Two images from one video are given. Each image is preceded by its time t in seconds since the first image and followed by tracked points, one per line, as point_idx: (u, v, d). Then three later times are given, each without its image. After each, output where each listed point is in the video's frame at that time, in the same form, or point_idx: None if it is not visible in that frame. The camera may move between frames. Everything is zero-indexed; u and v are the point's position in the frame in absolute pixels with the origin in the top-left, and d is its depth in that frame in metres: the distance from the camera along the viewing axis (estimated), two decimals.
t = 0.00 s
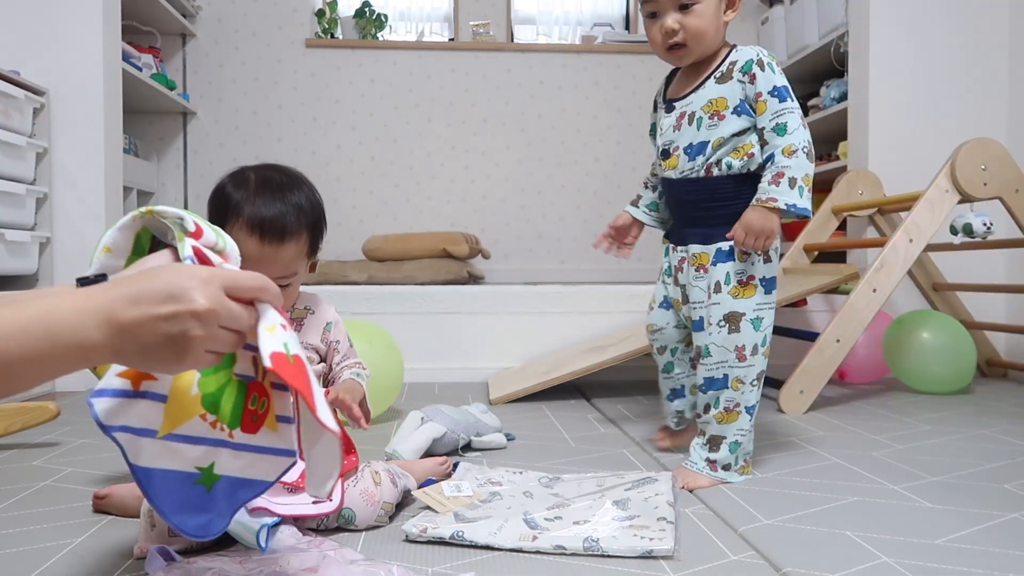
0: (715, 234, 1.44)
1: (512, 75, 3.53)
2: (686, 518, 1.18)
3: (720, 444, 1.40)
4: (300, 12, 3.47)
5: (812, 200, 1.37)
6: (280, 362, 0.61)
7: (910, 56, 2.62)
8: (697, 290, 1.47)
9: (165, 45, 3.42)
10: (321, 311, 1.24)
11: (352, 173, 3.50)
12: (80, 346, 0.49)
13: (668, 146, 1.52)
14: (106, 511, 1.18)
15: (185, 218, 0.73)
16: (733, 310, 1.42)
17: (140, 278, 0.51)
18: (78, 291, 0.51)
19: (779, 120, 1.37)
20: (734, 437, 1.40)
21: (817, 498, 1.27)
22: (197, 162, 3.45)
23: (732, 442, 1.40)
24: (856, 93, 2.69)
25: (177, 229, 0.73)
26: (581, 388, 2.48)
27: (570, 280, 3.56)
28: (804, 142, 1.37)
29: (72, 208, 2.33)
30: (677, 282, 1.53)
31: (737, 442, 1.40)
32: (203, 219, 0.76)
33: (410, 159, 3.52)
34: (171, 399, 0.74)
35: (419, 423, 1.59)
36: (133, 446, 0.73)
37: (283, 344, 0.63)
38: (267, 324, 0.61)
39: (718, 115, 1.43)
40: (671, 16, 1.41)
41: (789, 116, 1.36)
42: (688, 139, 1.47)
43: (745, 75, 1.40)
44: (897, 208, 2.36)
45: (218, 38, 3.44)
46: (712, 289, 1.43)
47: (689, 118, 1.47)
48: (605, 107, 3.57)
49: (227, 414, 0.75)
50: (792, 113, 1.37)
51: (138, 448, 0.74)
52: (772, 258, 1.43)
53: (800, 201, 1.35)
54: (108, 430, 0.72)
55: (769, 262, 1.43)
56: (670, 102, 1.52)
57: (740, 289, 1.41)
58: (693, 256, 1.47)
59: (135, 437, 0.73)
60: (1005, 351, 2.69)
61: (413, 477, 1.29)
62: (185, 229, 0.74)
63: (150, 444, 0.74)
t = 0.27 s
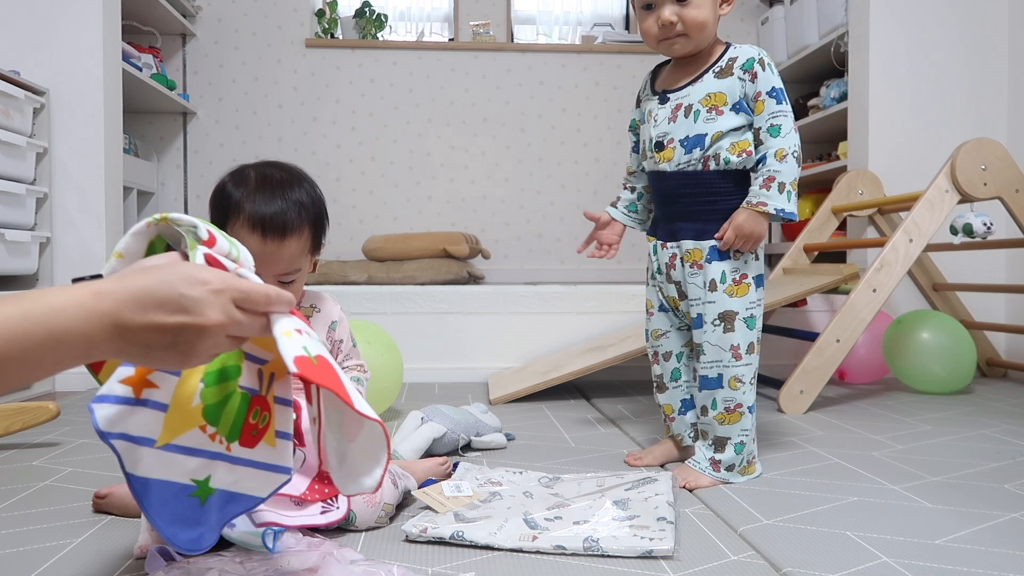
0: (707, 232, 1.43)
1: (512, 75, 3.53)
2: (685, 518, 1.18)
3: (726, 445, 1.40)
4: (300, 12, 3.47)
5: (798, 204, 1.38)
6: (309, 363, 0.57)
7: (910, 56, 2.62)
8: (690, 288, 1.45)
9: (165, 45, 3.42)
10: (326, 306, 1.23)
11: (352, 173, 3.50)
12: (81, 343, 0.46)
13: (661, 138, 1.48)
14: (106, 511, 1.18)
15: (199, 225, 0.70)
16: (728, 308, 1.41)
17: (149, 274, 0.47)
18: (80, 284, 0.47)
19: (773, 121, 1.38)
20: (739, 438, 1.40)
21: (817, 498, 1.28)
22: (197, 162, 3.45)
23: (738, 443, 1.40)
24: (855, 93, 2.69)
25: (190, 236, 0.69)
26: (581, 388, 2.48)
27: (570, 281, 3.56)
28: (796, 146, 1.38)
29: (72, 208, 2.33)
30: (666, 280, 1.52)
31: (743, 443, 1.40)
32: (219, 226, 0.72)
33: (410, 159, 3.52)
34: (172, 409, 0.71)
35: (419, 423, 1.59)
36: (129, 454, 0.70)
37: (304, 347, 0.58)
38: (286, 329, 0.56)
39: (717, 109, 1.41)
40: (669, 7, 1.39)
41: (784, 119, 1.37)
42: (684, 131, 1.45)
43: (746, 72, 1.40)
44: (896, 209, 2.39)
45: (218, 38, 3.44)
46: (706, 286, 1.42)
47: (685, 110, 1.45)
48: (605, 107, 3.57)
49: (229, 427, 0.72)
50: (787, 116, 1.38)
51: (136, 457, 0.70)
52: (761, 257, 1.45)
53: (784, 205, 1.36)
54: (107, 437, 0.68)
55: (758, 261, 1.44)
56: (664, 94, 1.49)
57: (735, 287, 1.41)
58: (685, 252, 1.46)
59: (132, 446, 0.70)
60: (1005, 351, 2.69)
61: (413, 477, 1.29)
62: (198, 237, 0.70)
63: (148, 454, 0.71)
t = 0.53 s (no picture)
0: (703, 231, 1.42)
1: (512, 75, 3.53)
2: (685, 518, 1.18)
3: (725, 445, 1.40)
4: (300, 12, 3.47)
5: (802, 202, 1.38)
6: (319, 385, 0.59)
7: (910, 56, 2.62)
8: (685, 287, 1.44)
9: (165, 45, 3.42)
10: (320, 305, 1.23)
11: (352, 173, 3.50)
12: (95, 348, 0.48)
13: (659, 135, 1.48)
14: (106, 511, 1.18)
15: (201, 229, 0.72)
16: (724, 309, 1.41)
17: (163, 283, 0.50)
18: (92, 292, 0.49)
19: (771, 121, 1.38)
20: (738, 438, 1.40)
21: (818, 498, 1.28)
22: (197, 162, 3.45)
23: (738, 443, 1.40)
24: (855, 93, 2.69)
25: (192, 239, 0.72)
26: (581, 388, 2.48)
27: (570, 281, 3.56)
28: (793, 147, 1.38)
29: (72, 208, 2.33)
30: (659, 278, 1.50)
31: (742, 443, 1.40)
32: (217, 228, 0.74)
33: (410, 159, 3.52)
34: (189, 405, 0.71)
35: (419, 423, 1.59)
36: (147, 451, 0.69)
37: (315, 368, 0.62)
38: (295, 350, 0.61)
39: (716, 107, 1.41)
40: (669, 7, 1.38)
41: (782, 118, 1.37)
42: (682, 128, 1.44)
43: (745, 72, 1.40)
44: (896, 209, 2.39)
45: (218, 38, 3.44)
46: (703, 286, 1.41)
47: (684, 107, 1.44)
48: (605, 107, 3.57)
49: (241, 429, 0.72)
50: (785, 117, 1.38)
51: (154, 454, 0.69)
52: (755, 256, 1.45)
53: (791, 203, 1.36)
54: (124, 432, 0.67)
55: (752, 261, 1.44)
56: (662, 91, 1.49)
57: (731, 288, 1.40)
58: (680, 251, 1.44)
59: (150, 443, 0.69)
60: (1006, 350, 2.68)
61: (413, 478, 1.29)
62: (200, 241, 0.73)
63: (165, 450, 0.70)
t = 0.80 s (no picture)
0: (703, 231, 1.42)
1: (512, 75, 3.53)
2: (685, 518, 1.18)
3: (726, 446, 1.40)
4: (300, 12, 3.47)
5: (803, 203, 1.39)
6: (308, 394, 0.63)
7: (910, 56, 2.62)
8: (686, 287, 1.44)
9: (165, 45, 3.42)
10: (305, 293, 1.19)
11: (351, 173, 3.50)
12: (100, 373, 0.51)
13: (662, 133, 1.47)
14: (106, 511, 1.18)
15: (166, 221, 0.72)
16: (725, 309, 1.41)
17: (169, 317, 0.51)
18: (99, 318, 0.50)
19: (775, 121, 1.39)
20: (738, 439, 1.40)
21: (817, 498, 1.28)
22: (197, 162, 3.45)
23: (738, 444, 1.40)
24: (855, 93, 2.69)
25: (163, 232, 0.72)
26: (581, 388, 2.48)
27: (570, 281, 3.56)
28: (795, 148, 1.39)
29: (72, 208, 2.33)
30: (660, 277, 1.50)
31: (742, 443, 1.40)
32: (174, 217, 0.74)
33: (410, 159, 3.52)
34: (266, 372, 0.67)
35: (419, 423, 1.59)
36: (266, 427, 0.68)
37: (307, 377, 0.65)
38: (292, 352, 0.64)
39: (719, 107, 1.41)
40: (674, 5, 1.38)
41: (786, 119, 1.38)
42: (686, 127, 1.44)
43: (749, 71, 1.40)
44: (896, 209, 2.39)
45: (218, 38, 3.44)
46: (704, 286, 1.41)
47: (688, 106, 1.44)
48: (605, 107, 3.57)
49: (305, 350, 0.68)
50: (789, 118, 1.38)
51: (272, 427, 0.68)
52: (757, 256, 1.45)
53: (793, 204, 1.37)
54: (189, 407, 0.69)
55: (753, 261, 1.44)
56: (666, 89, 1.48)
57: (732, 288, 1.40)
58: (680, 251, 1.44)
59: (260, 421, 0.68)
60: (1006, 350, 2.68)
61: (413, 478, 1.29)
62: (167, 232, 0.72)
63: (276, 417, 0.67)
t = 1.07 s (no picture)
0: (701, 231, 1.42)
1: (512, 75, 3.53)
2: (685, 518, 1.18)
3: (725, 446, 1.40)
4: (300, 12, 3.47)
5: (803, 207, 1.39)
6: (300, 414, 0.68)
7: (910, 56, 2.63)
8: (683, 287, 1.44)
9: (165, 45, 3.42)
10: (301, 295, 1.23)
11: (351, 173, 3.50)
12: (93, 348, 0.48)
13: (662, 133, 1.47)
14: (106, 511, 1.18)
15: (165, 241, 0.73)
16: (723, 310, 1.41)
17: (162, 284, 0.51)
18: (91, 289, 0.50)
19: (776, 123, 1.39)
20: (738, 440, 1.40)
21: (818, 498, 1.28)
22: (197, 162, 3.45)
23: (737, 444, 1.40)
24: (855, 93, 2.69)
25: (161, 253, 0.73)
26: (581, 388, 2.48)
27: (570, 281, 3.56)
28: (796, 150, 1.39)
29: (72, 207, 2.33)
30: (659, 278, 1.50)
31: (742, 444, 1.40)
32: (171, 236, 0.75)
33: (410, 159, 3.52)
34: (270, 389, 0.67)
35: (419, 423, 1.59)
36: (272, 446, 0.67)
37: (301, 395, 0.69)
38: (294, 370, 0.67)
39: (720, 107, 1.41)
40: (679, 4, 1.38)
41: (786, 121, 1.38)
42: (686, 127, 1.44)
43: (751, 72, 1.40)
44: (896, 209, 2.38)
45: (218, 38, 3.44)
46: (701, 287, 1.41)
47: (689, 106, 1.44)
48: (605, 107, 3.57)
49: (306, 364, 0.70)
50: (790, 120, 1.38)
51: (278, 444, 0.68)
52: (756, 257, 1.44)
53: (790, 207, 1.37)
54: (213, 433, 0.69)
55: (752, 262, 1.44)
56: (668, 89, 1.48)
57: (730, 289, 1.40)
58: (677, 251, 1.44)
59: (267, 438, 0.67)
60: (1006, 350, 2.69)
61: (413, 478, 1.29)
62: (167, 253, 0.74)
63: (283, 436, 0.67)
